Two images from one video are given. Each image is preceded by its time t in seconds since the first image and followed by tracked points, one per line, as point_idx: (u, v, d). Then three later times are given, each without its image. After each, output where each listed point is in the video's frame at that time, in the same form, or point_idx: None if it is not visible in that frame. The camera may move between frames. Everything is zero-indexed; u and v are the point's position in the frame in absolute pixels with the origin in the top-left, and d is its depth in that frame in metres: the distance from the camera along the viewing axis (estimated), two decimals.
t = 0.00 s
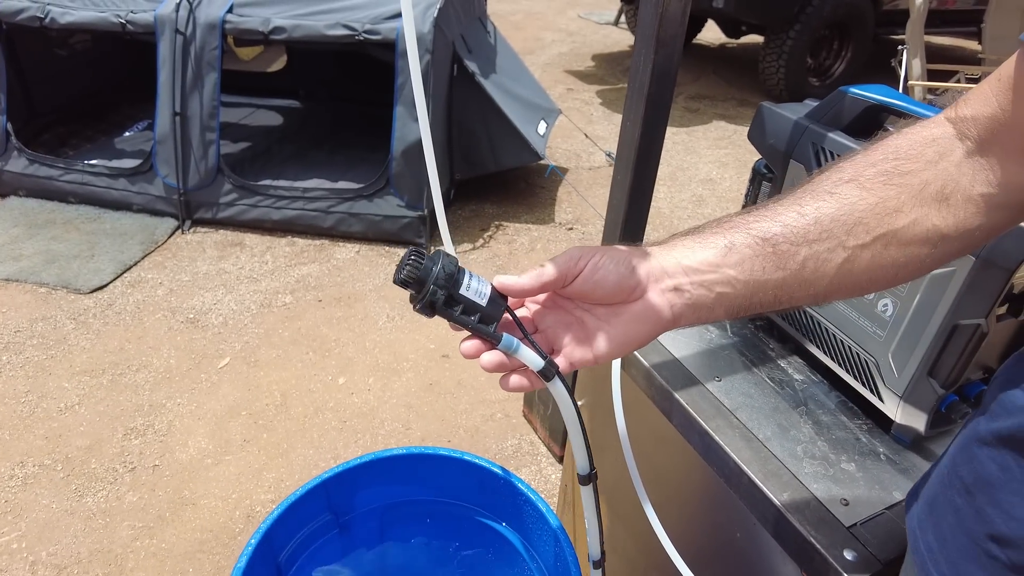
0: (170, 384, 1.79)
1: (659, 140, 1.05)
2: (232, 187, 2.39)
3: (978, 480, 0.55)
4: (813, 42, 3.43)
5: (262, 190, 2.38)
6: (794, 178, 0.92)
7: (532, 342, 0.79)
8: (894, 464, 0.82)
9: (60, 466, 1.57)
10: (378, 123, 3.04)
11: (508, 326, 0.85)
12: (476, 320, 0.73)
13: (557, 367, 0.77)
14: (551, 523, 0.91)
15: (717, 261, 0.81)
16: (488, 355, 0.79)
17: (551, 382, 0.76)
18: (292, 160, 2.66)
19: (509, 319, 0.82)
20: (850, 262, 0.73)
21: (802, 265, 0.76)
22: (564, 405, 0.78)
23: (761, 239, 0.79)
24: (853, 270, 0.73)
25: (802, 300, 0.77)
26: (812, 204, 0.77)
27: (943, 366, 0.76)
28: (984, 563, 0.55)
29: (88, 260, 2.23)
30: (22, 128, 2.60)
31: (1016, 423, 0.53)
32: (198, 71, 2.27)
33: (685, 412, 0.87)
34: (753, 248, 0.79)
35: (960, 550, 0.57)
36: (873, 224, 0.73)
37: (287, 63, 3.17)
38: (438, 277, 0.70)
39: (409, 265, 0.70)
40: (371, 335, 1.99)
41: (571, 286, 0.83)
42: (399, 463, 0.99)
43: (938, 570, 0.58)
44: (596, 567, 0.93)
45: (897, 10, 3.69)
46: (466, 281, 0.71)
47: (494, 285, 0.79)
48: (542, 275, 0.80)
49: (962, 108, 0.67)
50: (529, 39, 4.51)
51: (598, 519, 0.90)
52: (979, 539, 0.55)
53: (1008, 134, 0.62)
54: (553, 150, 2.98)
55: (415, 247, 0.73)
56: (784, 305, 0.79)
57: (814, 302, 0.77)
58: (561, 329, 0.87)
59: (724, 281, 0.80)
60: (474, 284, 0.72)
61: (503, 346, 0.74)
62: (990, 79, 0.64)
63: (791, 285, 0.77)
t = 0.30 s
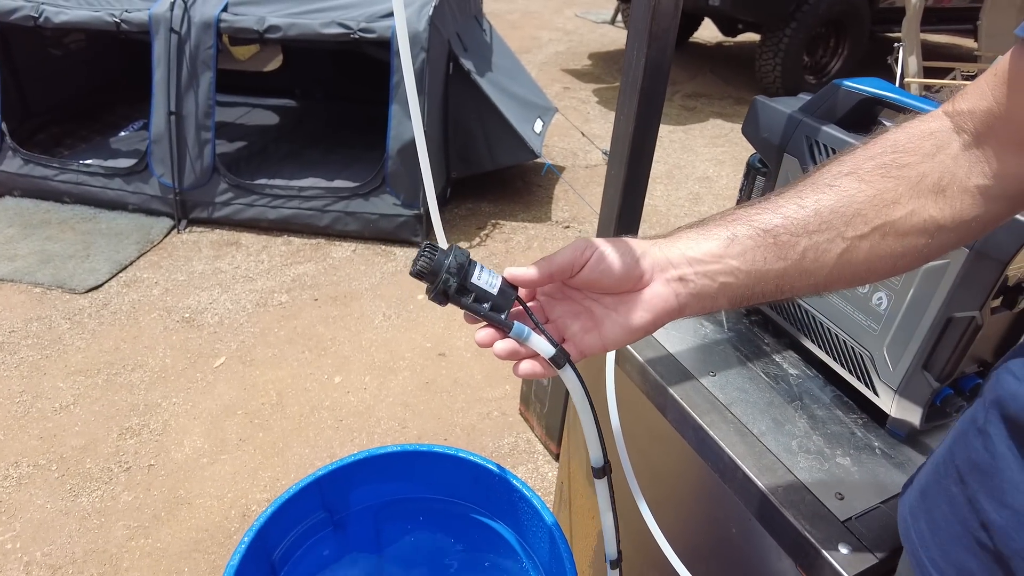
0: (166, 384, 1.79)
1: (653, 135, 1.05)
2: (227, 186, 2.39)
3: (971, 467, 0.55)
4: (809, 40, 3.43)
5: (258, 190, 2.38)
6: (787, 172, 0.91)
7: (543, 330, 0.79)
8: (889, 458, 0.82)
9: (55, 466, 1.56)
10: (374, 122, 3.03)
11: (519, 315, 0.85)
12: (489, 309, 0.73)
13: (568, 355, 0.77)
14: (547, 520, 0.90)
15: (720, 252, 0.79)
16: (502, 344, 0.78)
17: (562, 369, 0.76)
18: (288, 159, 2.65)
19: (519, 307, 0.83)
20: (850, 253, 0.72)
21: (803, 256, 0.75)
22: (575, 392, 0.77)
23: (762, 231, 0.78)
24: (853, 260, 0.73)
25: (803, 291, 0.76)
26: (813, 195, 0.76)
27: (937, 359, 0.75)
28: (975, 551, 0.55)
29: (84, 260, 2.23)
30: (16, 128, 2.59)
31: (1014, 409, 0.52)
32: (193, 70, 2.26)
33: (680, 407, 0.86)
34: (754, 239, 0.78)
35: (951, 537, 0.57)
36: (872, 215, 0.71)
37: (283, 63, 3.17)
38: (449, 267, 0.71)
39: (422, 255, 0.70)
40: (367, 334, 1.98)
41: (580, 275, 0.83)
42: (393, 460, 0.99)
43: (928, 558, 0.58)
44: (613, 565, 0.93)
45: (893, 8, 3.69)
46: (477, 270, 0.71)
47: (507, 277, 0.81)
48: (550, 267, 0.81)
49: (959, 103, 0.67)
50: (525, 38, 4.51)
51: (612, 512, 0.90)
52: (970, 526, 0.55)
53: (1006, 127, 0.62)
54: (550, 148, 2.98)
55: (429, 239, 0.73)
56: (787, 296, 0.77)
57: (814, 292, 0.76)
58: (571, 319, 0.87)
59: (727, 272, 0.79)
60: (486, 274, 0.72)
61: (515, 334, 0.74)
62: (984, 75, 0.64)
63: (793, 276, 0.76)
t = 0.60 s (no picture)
0: (162, 383, 1.78)
1: (647, 130, 1.05)
2: (223, 185, 2.38)
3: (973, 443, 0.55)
4: (805, 37, 3.43)
5: (254, 189, 2.37)
6: (781, 166, 0.91)
7: (547, 291, 0.78)
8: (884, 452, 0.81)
9: (51, 466, 1.56)
10: (370, 120, 3.03)
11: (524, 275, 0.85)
12: (494, 263, 0.73)
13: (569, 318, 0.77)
14: (542, 515, 0.90)
15: (727, 230, 0.85)
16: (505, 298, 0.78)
17: (560, 331, 0.75)
18: (284, 158, 2.65)
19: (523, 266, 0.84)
20: (852, 240, 0.79)
21: (807, 239, 0.81)
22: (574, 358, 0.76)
23: (769, 214, 0.84)
24: (853, 247, 0.78)
25: (803, 276, 0.81)
26: (820, 182, 0.82)
27: (933, 351, 0.74)
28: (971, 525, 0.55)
29: (80, 260, 2.22)
30: (10, 128, 2.58)
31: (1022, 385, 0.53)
32: (189, 70, 2.25)
33: (674, 401, 0.86)
34: (761, 220, 0.84)
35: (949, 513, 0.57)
36: (875, 206, 0.79)
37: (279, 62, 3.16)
38: (458, 219, 0.72)
39: (434, 204, 0.72)
40: (363, 332, 1.98)
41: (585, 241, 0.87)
42: (389, 457, 0.99)
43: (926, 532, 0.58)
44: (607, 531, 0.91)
45: (889, 5, 3.69)
46: (487, 223, 0.73)
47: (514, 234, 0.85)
48: (561, 226, 0.84)
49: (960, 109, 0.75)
50: (522, 37, 4.51)
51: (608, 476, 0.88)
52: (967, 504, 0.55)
53: (1001, 133, 0.69)
54: (546, 146, 2.98)
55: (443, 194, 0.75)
56: (790, 279, 0.83)
57: (815, 280, 0.81)
58: (571, 287, 0.86)
59: (732, 248, 0.84)
60: (495, 229, 0.73)
61: (517, 290, 0.74)
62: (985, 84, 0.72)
63: (796, 258, 0.81)
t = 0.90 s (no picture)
0: (160, 385, 1.79)
1: (643, 131, 1.06)
2: (221, 186, 2.38)
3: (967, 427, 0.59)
4: (802, 36, 3.44)
5: (251, 190, 2.37)
6: (776, 166, 0.92)
7: (560, 276, 0.76)
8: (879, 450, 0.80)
9: (49, 468, 1.56)
10: (368, 121, 3.04)
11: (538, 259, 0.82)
12: (511, 245, 0.73)
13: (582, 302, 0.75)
14: (540, 515, 0.90)
15: (735, 226, 0.81)
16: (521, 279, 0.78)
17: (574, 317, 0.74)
18: (281, 158, 2.65)
19: (539, 250, 0.80)
20: (854, 243, 0.73)
21: (813, 238, 0.76)
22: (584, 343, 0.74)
23: (776, 213, 0.79)
24: (856, 250, 0.73)
25: (805, 276, 0.77)
26: (826, 186, 0.78)
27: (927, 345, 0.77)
28: (959, 512, 0.57)
29: (77, 262, 2.22)
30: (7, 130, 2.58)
31: None
32: (186, 71, 2.25)
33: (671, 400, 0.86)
34: (769, 218, 0.79)
35: (940, 499, 0.59)
36: (878, 209, 0.73)
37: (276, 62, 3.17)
38: (479, 197, 0.71)
39: (454, 183, 0.71)
40: (362, 333, 1.98)
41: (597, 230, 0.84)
42: (388, 458, 0.99)
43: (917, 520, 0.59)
44: (614, 531, 0.89)
45: (885, 4, 3.70)
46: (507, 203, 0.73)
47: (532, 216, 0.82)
48: (571, 214, 0.82)
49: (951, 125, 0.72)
50: (519, 37, 4.52)
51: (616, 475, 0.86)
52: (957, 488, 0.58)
53: (998, 145, 0.66)
54: (544, 146, 2.99)
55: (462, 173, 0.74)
56: (791, 280, 0.77)
57: (818, 282, 0.77)
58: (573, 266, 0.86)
59: (738, 245, 0.80)
60: (513, 210, 0.73)
61: (533, 272, 0.73)
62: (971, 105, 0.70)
63: (799, 258, 0.76)
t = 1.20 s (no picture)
0: (157, 386, 1.79)
1: (636, 132, 1.06)
2: (217, 187, 2.38)
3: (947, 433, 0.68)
4: (797, 35, 3.45)
5: (247, 190, 2.37)
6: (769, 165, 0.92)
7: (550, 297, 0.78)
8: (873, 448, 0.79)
9: (46, 470, 1.56)
10: (363, 121, 3.03)
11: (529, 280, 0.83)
12: (501, 270, 0.74)
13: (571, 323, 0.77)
14: (535, 513, 0.91)
15: (720, 244, 0.83)
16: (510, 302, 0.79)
17: (563, 336, 0.75)
18: (277, 159, 2.65)
19: (529, 272, 0.81)
20: (838, 256, 0.77)
21: (797, 253, 0.79)
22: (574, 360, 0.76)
23: (760, 230, 0.82)
24: (841, 264, 0.77)
25: (792, 290, 0.80)
26: (809, 202, 0.80)
27: (918, 345, 0.74)
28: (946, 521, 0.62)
29: (73, 264, 2.22)
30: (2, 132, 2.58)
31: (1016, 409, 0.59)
32: (181, 72, 2.25)
33: (665, 398, 0.84)
34: (753, 236, 0.82)
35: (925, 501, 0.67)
36: (861, 223, 0.77)
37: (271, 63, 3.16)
38: (468, 225, 0.71)
39: (445, 213, 0.71)
40: (358, 333, 1.99)
41: (584, 252, 0.86)
42: (383, 457, 0.99)
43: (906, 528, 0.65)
44: (602, 532, 0.89)
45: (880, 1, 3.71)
46: (497, 230, 0.73)
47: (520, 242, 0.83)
48: (558, 238, 0.83)
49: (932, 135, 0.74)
50: (514, 36, 4.52)
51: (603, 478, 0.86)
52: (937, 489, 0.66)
53: (976, 155, 0.69)
54: (540, 146, 2.99)
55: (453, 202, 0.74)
56: (778, 292, 0.81)
57: (804, 294, 0.80)
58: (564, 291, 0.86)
59: (724, 262, 0.83)
60: (503, 236, 0.74)
61: (522, 295, 0.74)
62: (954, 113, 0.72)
63: (784, 273, 0.80)
